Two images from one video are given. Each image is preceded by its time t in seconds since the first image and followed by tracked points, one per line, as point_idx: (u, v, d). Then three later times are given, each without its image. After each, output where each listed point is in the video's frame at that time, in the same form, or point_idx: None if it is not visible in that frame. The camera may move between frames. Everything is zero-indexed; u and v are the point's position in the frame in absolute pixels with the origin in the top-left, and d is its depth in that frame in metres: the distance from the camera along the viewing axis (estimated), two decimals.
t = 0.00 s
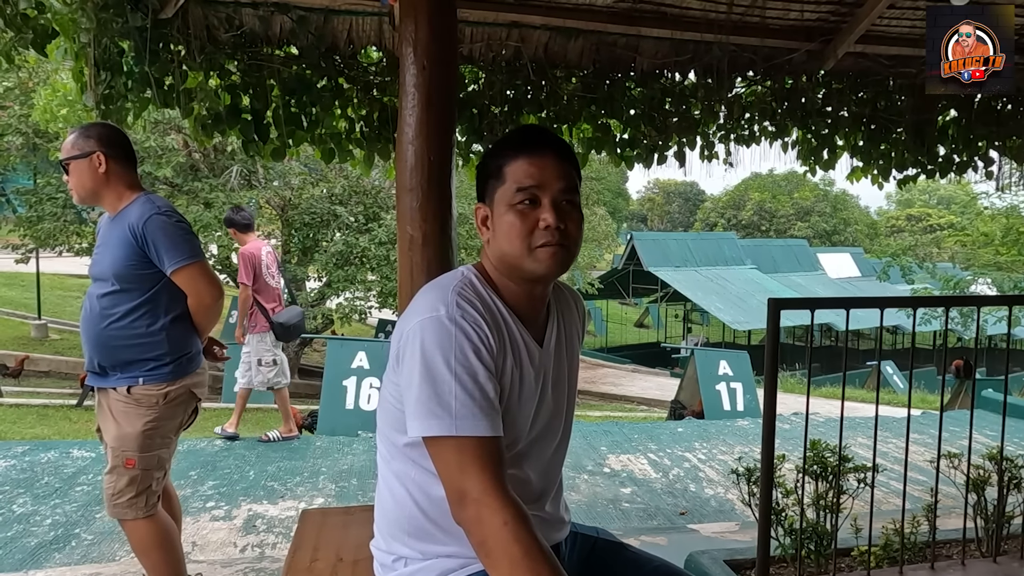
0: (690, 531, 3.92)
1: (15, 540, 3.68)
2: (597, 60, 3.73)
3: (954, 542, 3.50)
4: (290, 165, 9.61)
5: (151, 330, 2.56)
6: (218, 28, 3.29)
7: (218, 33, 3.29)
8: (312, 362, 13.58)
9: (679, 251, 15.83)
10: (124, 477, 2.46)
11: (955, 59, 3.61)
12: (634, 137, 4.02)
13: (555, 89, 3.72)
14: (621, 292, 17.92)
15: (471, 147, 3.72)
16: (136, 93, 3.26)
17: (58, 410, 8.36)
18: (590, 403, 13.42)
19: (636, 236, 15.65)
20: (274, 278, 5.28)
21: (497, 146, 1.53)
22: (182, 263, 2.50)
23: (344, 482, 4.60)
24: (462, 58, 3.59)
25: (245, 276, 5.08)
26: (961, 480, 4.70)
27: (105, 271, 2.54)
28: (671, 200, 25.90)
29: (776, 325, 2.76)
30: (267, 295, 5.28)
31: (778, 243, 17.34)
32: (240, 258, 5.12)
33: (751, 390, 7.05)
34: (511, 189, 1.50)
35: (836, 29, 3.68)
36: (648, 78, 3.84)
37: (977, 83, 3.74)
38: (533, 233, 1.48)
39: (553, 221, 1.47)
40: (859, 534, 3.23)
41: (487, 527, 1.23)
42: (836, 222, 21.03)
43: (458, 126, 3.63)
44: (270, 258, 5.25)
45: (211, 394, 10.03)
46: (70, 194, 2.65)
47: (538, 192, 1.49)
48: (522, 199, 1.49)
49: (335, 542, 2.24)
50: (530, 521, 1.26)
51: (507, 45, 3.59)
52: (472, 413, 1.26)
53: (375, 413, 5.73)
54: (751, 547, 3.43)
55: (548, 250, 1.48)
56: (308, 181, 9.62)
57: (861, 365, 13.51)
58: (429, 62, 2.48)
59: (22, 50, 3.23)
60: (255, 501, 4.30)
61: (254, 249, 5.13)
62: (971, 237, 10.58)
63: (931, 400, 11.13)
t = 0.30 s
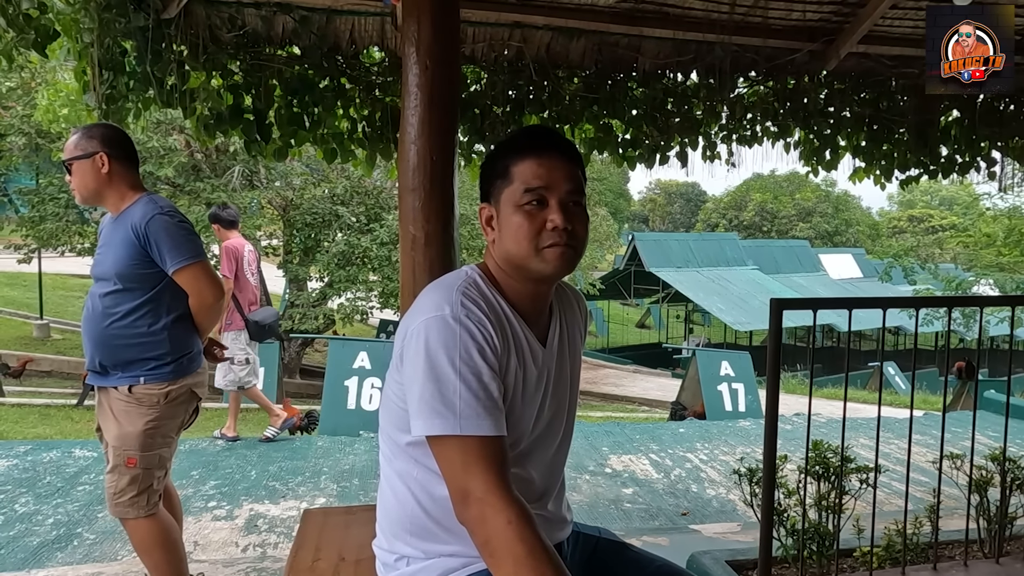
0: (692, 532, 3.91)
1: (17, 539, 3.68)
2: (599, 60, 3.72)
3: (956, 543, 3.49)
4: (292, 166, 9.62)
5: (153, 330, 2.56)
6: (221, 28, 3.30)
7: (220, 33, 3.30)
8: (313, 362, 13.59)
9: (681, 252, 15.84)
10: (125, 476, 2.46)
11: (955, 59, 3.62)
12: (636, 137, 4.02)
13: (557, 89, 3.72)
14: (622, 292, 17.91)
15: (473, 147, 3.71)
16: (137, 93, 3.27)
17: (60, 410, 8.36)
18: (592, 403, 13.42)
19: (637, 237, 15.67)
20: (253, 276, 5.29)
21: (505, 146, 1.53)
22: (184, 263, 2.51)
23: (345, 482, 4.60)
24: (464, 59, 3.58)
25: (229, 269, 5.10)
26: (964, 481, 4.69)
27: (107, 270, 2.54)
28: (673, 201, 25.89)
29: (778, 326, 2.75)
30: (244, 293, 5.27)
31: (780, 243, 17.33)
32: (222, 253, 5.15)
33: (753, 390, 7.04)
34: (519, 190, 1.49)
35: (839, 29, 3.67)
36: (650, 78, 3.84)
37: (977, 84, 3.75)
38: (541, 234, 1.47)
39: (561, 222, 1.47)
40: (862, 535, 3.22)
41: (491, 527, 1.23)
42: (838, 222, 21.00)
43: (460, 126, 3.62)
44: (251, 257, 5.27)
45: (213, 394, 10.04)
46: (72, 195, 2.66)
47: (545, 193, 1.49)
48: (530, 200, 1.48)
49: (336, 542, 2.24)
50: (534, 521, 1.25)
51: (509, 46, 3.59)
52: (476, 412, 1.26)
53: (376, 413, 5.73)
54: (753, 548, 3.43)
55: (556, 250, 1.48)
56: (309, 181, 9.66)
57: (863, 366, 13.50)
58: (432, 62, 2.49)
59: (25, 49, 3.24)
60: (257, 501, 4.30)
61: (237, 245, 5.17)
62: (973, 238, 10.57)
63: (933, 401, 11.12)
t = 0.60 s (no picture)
0: (693, 533, 3.91)
1: (18, 539, 3.69)
2: (600, 61, 3.72)
3: (958, 544, 3.49)
4: (293, 166, 9.64)
5: (151, 331, 2.56)
6: (222, 28, 3.31)
7: (221, 33, 3.30)
8: (314, 363, 13.60)
9: (681, 253, 15.85)
10: (123, 477, 2.46)
11: (954, 59, 3.55)
12: (637, 138, 4.00)
13: (558, 91, 3.71)
14: (623, 293, 17.92)
15: (474, 149, 3.71)
16: (139, 94, 3.28)
17: (61, 410, 8.37)
18: (592, 405, 13.42)
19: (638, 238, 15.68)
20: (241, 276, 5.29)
21: (505, 147, 1.53)
22: (180, 263, 2.50)
23: (346, 483, 4.60)
24: (464, 59, 3.58)
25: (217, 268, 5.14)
26: (965, 482, 4.69)
27: (106, 271, 2.54)
28: (674, 202, 25.89)
29: (779, 327, 2.75)
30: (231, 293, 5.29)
31: (780, 244, 17.32)
32: (209, 252, 5.21)
33: (754, 392, 7.02)
34: (519, 190, 1.49)
35: (840, 30, 3.68)
36: (650, 79, 3.85)
37: (977, 84, 3.66)
38: (541, 235, 1.47)
39: (561, 224, 1.47)
40: (863, 536, 3.22)
41: (491, 527, 1.23)
42: (839, 223, 20.97)
43: (460, 127, 3.62)
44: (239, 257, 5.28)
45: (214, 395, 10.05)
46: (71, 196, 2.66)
47: (546, 194, 1.48)
48: (530, 201, 1.48)
49: (336, 543, 2.24)
50: (534, 523, 1.25)
51: (510, 47, 3.60)
52: (476, 413, 1.26)
53: (377, 414, 5.73)
54: (753, 549, 3.43)
55: (556, 251, 1.48)
56: (310, 182, 9.69)
57: (864, 367, 13.50)
58: (432, 62, 2.49)
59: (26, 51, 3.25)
60: (257, 502, 4.30)
61: (224, 244, 5.20)
62: (974, 239, 10.57)
63: (934, 403, 11.11)
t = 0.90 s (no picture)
0: (694, 535, 3.91)
1: (20, 540, 3.69)
2: (601, 63, 3.73)
3: (959, 546, 3.49)
4: (294, 167, 9.65)
5: (151, 332, 2.56)
6: (224, 30, 3.30)
7: (223, 35, 3.29)
8: (316, 365, 13.60)
9: (682, 254, 15.86)
10: (124, 478, 2.47)
11: (955, 59, 3.58)
12: (638, 139, 4.00)
13: (559, 92, 3.70)
14: (624, 295, 17.91)
15: (475, 150, 3.71)
16: (141, 95, 3.28)
17: (62, 411, 8.37)
18: (593, 406, 13.41)
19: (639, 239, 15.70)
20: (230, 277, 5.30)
21: (515, 149, 1.52)
22: (180, 263, 2.51)
23: (347, 484, 4.60)
24: (466, 61, 3.59)
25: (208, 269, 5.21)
26: (967, 484, 4.69)
27: (107, 272, 2.54)
28: (675, 203, 25.88)
29: (781, 329, 2.74)
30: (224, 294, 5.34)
31: (782, 245, 17.29)
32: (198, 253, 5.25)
33: (756, 393, 7.01)
34: (529, 193, 1.49)
35: (841, 32, 3.74)
36: (652, 81, 3.84)
37: (977, 84, 3.70)
38: (550, 238, 1.48)
39: (571, 227, 1.48)
40: (864, 538, 3.22)
41: (495, 530, 1.23)
42: (840, 225, 20.86)
43: (462, 128, 3.62)
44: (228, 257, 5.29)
45: (215, 396, 10.06)
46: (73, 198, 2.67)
47: (555, 198, 1.49)
48: (540, 205, 1.48)
49: (338, 545, 2.24)
50: (537, 525, 1.25)
51: (512, 49, 3.60)
52: (480, 415, 1.26)
53: (378, 415, 5.73)
54: (755, 551, 3.43)
55: (565, 255, 1.48)
56: (311, 183, 9.71)
57: (865, 369, 13.50)
58: (435, 65, 2.49)
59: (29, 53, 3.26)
60: (259, 503, 4.30)
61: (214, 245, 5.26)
62: (976, 241, 10.57)
63: (936, 404, 11.10)
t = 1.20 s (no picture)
0: (696, 536, 3.91)
1: (23, 540, 3.70)
2: (603, 64, 3.73)
3: (961, 548, 3.49)
4: (296, 169, 9.66)
5: (155, 330, 2.57)
6: (228, 32, 3.32)
7: (226, 37, 3.31)
8: (318, 365, 13.60)
9: (684, 255, 15.87)
10: (126, 480, 2.47)
11: (955, 59, 3.58)
12: (640, 141, 4.00)
13: (562, 94, 3.71)
14: (625, 295, 17.89)
15: (477, 151, 3.71)
16: (144, 97, 3.28)
17: (64, 411, 8.38)
18: (595, 406, 13.42)
19: (641, 240, 15.70)
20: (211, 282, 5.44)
21: (525, 152, 1.52)
22: (184, 260, 2.52)
23: (348, 485, 4.61)
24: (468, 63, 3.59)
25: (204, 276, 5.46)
26: (969, 486, 4.69)
27: (110, 269, 2.55)
28: (676, 203, 25.87)
29: (782, 331, 2.74)
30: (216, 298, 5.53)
31: (783, 246, 17.26)
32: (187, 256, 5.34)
33: (757, 394, 7.01)
34: (539, 198, 1.49)
35: (842, 34, 3.76)
36: (655, 83, 3.83)
37: (977, 84, 3.69)
38: (560, 242, 1.48)
39: (582, 231, 1.49)
40: (866, 539, 3.22)
41: (499, 532, 1.23)
42: (841, 225, 20.63)
43: (464, 130, 3.62)
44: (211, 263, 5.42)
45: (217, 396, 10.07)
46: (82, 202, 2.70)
47: (565, 202, 1.49)
48: (550, 208, 1.49)
49: (341, 546, 2.24)
50: (542, 527, 1.26)
51: (514, 50, 3.60)
52: (484, 417, 1.26)
53: (380, 416, 5.74)
54: (756, 552, 3.43)
55: (574, 259, 1.50)
56: (313, 184, 9.71)
57: (867, 370, 13.48)
58: (438, 67, 2.50)
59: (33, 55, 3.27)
60: (261, 504, 4.30)
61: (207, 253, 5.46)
62: (979, 242, 10.56)
63: (937, 406, 11.09)
